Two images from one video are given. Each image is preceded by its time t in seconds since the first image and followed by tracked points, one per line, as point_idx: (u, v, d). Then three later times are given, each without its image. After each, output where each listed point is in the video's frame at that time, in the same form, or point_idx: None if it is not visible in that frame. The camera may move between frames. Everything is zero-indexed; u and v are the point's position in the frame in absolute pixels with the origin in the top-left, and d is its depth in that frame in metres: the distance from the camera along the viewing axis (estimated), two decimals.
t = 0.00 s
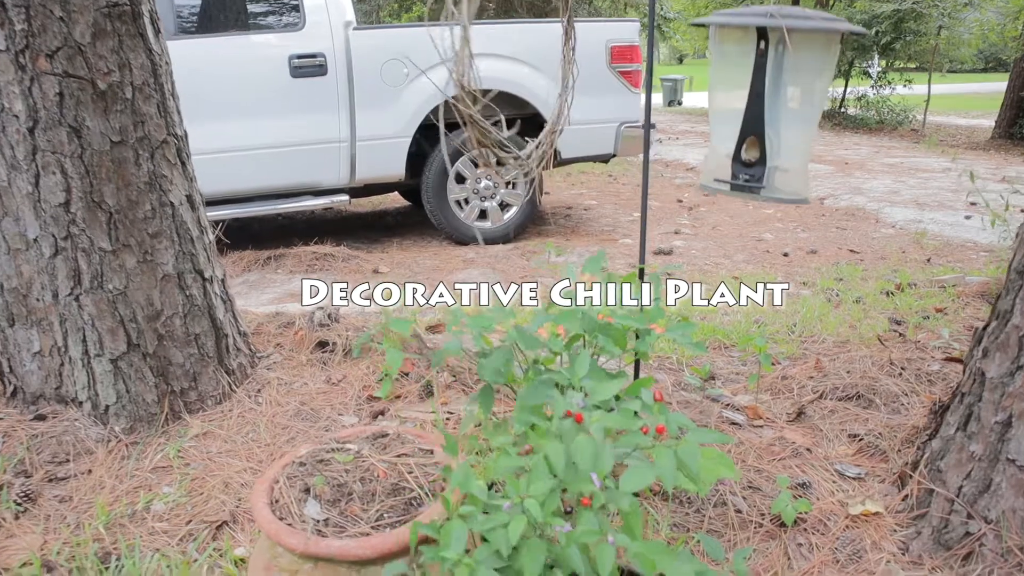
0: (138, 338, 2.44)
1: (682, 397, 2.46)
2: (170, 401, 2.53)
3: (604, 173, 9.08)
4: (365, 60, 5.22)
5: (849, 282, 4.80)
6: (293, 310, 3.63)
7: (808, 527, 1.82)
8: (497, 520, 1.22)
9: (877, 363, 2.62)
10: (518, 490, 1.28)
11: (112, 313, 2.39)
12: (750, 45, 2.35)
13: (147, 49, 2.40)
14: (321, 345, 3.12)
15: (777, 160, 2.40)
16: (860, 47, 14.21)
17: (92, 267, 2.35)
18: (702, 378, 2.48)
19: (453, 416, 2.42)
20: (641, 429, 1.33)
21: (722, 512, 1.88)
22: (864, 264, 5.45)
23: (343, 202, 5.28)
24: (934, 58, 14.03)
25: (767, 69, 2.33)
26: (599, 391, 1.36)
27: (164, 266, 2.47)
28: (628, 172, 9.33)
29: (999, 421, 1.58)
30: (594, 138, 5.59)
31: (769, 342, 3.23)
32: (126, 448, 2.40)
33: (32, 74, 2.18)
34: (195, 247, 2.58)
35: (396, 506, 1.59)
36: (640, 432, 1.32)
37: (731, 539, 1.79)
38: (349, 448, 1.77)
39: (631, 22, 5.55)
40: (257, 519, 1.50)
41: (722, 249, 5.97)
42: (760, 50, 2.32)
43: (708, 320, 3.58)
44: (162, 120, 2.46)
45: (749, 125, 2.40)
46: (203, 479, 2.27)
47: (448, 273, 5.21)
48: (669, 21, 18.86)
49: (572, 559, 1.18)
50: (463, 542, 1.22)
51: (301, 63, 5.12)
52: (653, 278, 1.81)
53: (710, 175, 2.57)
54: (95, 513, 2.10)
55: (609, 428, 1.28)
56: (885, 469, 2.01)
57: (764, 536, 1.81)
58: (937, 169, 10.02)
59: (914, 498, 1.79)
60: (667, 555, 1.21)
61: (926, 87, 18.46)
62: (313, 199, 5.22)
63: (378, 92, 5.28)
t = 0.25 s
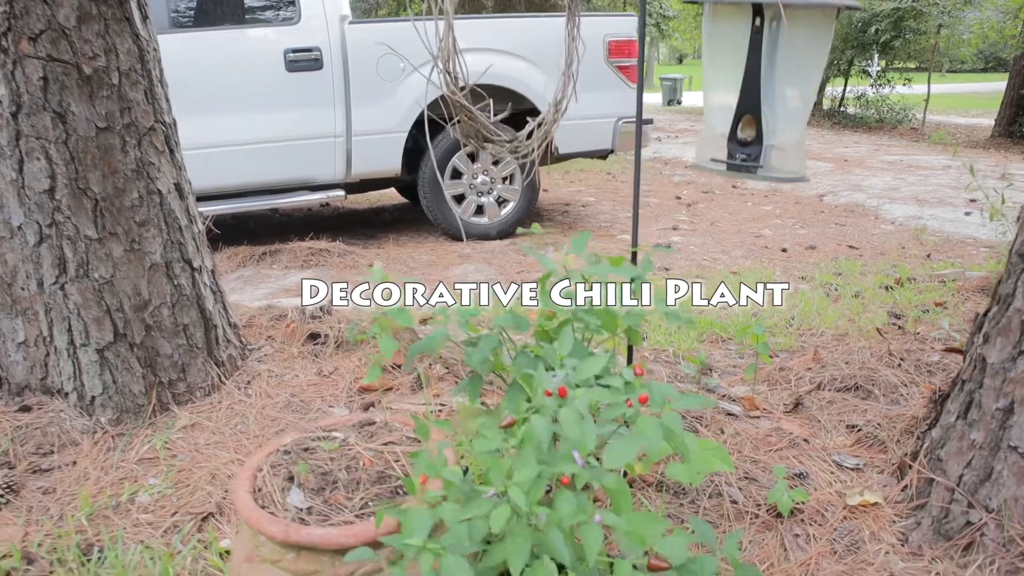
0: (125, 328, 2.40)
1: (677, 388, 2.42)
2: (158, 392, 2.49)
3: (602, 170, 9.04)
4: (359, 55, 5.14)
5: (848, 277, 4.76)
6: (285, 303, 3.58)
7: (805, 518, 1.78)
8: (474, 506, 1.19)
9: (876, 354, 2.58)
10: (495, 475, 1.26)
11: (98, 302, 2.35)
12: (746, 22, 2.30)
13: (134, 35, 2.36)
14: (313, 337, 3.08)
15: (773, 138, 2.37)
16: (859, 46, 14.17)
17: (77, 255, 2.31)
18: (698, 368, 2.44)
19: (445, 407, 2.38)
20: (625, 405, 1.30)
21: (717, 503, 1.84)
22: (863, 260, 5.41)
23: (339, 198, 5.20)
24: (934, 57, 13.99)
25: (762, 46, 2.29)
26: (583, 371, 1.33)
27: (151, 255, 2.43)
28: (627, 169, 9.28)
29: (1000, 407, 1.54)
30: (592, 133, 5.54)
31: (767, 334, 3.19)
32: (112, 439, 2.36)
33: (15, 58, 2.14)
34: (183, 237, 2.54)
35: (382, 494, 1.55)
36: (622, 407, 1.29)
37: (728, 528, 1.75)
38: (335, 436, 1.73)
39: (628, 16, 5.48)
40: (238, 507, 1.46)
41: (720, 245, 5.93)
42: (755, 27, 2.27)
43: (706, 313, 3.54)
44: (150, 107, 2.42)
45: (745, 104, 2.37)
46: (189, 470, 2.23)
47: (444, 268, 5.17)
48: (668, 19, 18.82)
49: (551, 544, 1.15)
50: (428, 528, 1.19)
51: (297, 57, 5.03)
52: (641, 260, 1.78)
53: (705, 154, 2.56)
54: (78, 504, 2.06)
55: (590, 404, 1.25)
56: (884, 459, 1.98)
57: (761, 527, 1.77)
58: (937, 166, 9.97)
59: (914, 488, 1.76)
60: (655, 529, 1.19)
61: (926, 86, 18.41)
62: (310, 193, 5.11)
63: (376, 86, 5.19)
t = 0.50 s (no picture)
0: (111, 318, 2.36)
1: (673, 379, 2.38)
2: (144, 384, 2.45)
3: (600, 167, 9.00)
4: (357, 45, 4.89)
5: (846, 271, 4.72)
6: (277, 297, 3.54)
7: (802, 508, 1.74)
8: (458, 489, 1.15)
9: (875, 345, 2.54)
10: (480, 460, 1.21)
11: (82, 291, 2.31)
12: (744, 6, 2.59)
13: (119, 19, 2.31)
14: (304, 330, 3.04)
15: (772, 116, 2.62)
16: (858, 44, 14.12)
17: (61, 243, 2.27)
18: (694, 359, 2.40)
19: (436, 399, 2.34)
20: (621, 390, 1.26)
21: (713, 493, 1.80)
22: (862, 255, 5.37)
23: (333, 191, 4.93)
24: (932, 55, 13.95)
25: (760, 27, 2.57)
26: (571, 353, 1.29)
27: (137, 244, 2.39)
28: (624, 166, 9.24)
29: (1002, 392, 1.51)
30: (590, 128, 5.49)
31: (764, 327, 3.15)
32: (97, 431, 2.32)
33: None
34: (171, 226, 2.50)
35: (367, 482, 1.51)
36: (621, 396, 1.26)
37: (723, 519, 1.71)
38: (321, 424, 1.69)
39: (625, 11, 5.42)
40: (219, 495, 1.43)
41: (718, 240, 5.89)
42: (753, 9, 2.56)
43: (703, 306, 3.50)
44: (136, 94, 2.37)
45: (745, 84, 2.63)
46: (175, 462, 2.19)
47: (439, 263, 5.13)
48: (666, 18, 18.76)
49: (535, 528, 1.11)
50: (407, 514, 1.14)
51: (291, 51, 4.77)
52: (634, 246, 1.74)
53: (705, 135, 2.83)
54: (61, 496, 2.02)
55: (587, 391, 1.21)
56: (882, 449, 1.94)
57: (757, 518, 1.73)
58: (936, 163, 9.93)
59: (914, 477, 1.72)
60: (641, 520, 1.12)
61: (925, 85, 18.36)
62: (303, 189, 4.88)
63: (370, 80, 4.94)
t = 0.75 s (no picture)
0: (99, 309, 2.32)
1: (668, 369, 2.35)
2: (133, 376, 2.42)
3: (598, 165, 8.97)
4: (354, 39, 4.75)
5: (844, 266, 4.69)
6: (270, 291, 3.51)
7: (799, 498, 1.71)
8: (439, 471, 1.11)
9: (872, 336, 2.52)
10: (463, 441, 1.18)
11: (70, 281, 2.27)
12: None
13: (106, 6, 2.28)
14: (296, 323, 3.00)
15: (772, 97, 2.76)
16: (856, 42, 14.09)
17: (48, 232, 2.23)
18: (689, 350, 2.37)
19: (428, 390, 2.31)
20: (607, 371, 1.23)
21: (708, 483, 1.77)
22: (859, 250, 5.35)
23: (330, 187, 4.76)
24: (931, 54, 13.91)
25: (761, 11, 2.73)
26: (560, 335, 1.26)
27: (126, 234, 2.36)
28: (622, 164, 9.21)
29: (1001, 378, 1.48)
30: (586, 124, 5.35)
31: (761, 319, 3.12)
32: (85, 424, 2.29)
33: None
34: (160, 216, 2.46)
35: (354, 471, 1.49)
36: (607, 374, 1.20)
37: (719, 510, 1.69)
38: (308, 413, 1.67)
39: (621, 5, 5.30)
40: (203, 483, 1.40)
41: (715, 236, 5.87)
42: None
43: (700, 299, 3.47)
44: (124, 82, 2.34)
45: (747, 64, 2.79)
46: (163, 454, 2.16)
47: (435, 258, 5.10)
48: (663, 16, 18.74)
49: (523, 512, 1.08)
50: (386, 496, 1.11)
51: (286, 46, 4.65)
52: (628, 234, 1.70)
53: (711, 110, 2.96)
54: (46, 488, 1.99)
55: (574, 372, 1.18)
56: (880, 439, 1.91)
57: (753, 508, 1.70)
58: (934, 161, 9.91)
59: (913, 466, 1.69)
60: (637, 497, 1.08)
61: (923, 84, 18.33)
62: (297, 184, 4.70)
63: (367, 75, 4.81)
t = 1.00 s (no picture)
0: (85, 301, 2.29)
1: (662, 360, 2.32)
2: (120, 369, 2.39)
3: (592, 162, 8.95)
4: (348, 33, 4.55)
5: (839, 261, 4.68)
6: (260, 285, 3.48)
7: (794, 487, 1.69)
8: (419, 452, 1.09)
9: (868, 327, 2.49)
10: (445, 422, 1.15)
11: (55, 272, 2.24)
12: None
13: None
14: (287, 316, 2.97)
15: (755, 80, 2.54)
16: (850, 41, 14.10)
17: (32, 222, 2.20)
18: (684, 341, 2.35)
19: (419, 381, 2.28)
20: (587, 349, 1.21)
21: (702, 473, 1.74)
22: (854, 245, 5.33)
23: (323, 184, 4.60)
24: (925, 52, 13.92)
25: None
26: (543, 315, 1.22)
27: (112, 225, 2.32)
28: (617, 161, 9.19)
29: (1000, 362, 1.46)
30: (579, 119, 5.21)
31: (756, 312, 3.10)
32: (70, 418, 2.26)
33: None
34: (148, 207, 2.43)
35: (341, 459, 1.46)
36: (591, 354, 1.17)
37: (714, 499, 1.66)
38: (295, 403, 1.64)
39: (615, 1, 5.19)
40: (185, 472, 1.37)
41: (710, 232, 5.85)
42: None
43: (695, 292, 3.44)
44: (110, 70, 2.31)
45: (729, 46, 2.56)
46: (149, 447, 2.13)
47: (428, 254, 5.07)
48: (657, 14, 18.73)
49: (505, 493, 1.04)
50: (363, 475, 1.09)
51: (278, 41, 4.44)
52: (617, 219, 1.69)
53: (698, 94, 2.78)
54: (30, 482, 1.96)
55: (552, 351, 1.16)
56: (877, 429, 1.88)
57: (748, 498, 1.68)
58: (928, 158, 9.90)
59: (910, 455, 1.67)
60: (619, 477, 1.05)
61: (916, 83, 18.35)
62: (289, 182, 4.55)
63: (360, 71, 4.61)
